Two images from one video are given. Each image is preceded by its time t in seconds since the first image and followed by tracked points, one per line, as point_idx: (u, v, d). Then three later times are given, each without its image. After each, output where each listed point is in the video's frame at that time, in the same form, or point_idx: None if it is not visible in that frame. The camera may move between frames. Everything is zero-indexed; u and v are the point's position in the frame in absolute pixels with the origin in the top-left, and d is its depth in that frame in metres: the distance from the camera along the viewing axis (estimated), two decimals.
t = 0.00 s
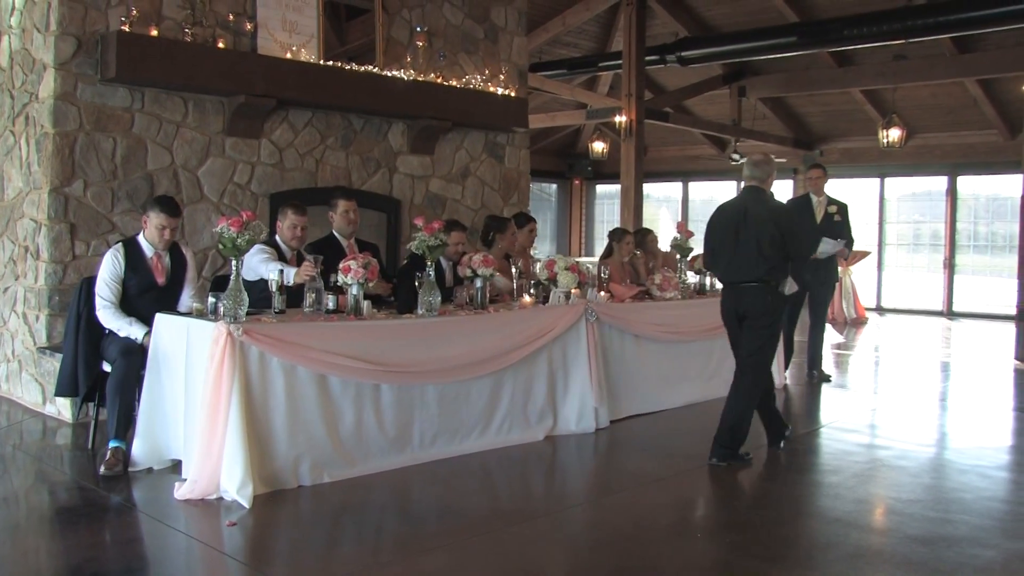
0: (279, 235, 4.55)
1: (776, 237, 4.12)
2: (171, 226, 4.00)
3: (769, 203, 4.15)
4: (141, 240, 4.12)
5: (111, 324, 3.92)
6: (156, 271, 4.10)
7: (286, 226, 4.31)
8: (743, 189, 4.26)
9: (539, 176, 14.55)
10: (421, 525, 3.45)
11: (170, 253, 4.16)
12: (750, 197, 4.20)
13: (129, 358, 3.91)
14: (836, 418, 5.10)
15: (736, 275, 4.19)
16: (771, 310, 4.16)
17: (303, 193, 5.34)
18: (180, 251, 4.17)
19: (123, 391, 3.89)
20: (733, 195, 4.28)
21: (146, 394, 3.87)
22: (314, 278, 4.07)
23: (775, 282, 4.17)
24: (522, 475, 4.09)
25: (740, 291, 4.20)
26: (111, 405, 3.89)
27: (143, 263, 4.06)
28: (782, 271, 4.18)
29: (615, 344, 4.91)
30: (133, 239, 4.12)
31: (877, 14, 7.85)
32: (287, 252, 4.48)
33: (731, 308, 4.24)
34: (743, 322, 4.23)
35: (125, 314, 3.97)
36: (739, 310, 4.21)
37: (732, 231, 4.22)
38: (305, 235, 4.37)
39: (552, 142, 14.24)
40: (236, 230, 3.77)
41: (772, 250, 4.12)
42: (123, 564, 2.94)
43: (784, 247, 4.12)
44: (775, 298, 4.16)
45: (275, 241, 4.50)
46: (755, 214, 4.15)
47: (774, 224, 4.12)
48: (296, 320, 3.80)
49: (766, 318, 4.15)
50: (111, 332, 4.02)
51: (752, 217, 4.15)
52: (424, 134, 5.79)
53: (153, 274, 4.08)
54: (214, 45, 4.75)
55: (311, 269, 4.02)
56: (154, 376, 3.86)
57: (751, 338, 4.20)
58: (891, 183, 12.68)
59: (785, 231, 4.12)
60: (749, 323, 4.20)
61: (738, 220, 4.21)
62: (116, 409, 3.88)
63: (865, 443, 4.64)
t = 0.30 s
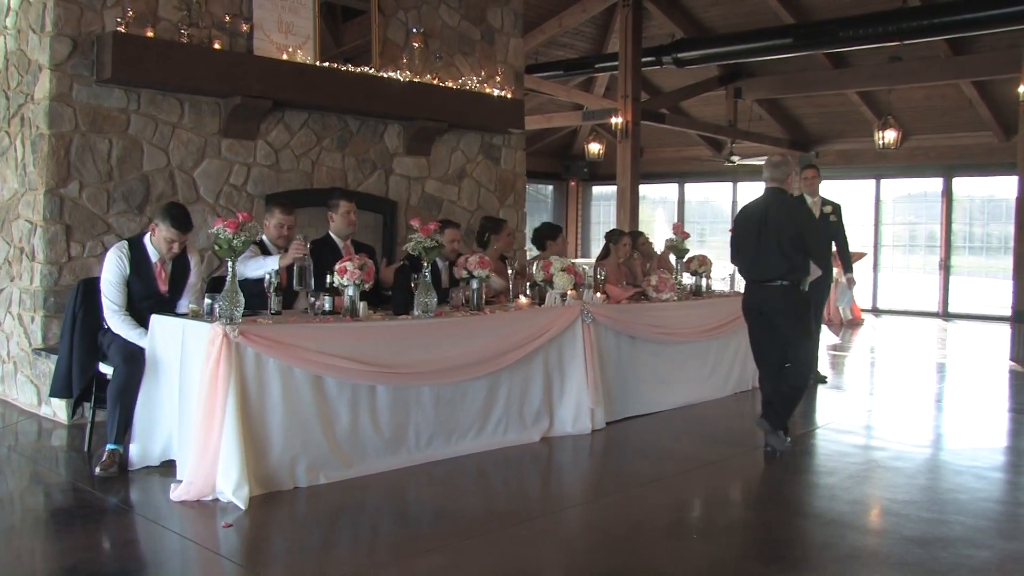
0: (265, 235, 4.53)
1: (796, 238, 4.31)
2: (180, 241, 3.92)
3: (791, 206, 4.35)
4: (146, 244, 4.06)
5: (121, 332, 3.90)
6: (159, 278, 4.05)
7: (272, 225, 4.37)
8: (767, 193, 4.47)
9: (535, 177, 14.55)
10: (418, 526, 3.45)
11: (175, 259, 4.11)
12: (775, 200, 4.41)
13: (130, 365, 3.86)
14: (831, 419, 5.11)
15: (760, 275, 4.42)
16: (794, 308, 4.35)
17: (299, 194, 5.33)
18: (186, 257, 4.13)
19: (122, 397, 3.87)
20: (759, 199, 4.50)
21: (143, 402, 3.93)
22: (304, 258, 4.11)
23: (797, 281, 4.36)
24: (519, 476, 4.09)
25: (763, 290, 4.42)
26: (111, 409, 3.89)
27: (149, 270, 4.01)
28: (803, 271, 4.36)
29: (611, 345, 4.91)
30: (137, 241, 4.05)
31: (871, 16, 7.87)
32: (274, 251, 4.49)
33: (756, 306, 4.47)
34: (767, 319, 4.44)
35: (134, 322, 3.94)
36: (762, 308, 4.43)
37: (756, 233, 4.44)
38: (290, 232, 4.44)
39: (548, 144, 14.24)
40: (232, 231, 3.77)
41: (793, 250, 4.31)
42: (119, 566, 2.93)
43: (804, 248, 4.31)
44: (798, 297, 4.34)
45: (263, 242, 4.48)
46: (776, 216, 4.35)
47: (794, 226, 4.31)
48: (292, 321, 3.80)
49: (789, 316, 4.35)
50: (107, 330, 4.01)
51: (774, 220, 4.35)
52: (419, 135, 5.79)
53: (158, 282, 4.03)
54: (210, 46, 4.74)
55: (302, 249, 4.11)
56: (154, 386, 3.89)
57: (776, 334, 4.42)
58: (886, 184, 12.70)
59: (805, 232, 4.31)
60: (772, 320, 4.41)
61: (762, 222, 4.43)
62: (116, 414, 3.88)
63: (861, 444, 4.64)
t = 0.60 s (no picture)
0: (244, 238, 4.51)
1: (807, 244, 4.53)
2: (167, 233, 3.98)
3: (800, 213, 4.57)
4: (133, 239, 4.07)
5: (101, 328, 3.88)
6: (146, 273, 4.06)
7: (252, 228, 4.37)
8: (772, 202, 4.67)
9: (521, 179, 14.56)
10: (404, 528, 3.45)
11: (161, 255, 4.13)
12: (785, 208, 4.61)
13: (115, 373, 3.81)
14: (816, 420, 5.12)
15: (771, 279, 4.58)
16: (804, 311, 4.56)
17: (284, 196, 5.32)
18: (172, 254, 4.16)
19: (106, 404, 3.81)
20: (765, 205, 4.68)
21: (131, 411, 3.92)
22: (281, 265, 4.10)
23: (807, 285, 4.57)
24: (505, 478, 4.09)
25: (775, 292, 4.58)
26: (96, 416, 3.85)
27: (135, 265, 4.02)
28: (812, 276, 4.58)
29: (598, 347, 4.91)
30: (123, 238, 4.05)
31: (855, 19, 7.90)
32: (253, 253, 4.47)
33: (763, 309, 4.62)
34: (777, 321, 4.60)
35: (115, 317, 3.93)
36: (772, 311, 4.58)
37: (767, 238, 4.60)
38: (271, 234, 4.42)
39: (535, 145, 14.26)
40: (217, 233, 3.75)
41: (805, 255, 4.54)
42: (103, 570, 2.92)
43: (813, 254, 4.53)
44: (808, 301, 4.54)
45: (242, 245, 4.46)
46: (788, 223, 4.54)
47: (805, 233, 4.54)
48: (278, 324, 3.79)
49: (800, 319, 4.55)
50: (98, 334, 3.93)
51: (786, 226, 4.54)
52: (405, 136, 5.78)
53: (143, 276, 4.04)
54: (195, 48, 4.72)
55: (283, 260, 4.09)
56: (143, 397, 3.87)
57: (787, 336, 4.58)
58: (872, 186, 12.75)
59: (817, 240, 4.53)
60: (781, 321, 4.57)
61: (772, 226, 4.59)
62: (100, 421, 3.84)
63: (846, 444, 4.66)
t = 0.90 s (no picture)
0: (229, 239, 4.50)
1: (808, 240, 4.78)
2: (151, 228, 3.93)
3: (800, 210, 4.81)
4: (117, 243, 4.06)
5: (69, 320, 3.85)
6: (131, 274, 4.02)
7: (238, 229, 4.35)
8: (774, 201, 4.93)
9: (507, 180, 14.55)
10: (391, 530, 3.44)
11: (147, 256, 4.10)
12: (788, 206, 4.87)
13: (105, 377, 3.81)
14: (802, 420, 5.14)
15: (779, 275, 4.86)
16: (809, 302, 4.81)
17: (270, 197, 5.31)
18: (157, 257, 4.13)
19: (94, 406, 3.79)
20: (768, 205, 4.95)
21: (118, 416, 3.85)
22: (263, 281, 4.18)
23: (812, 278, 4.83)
24: (492, 479, 4.09)
25: (784, 288, 4.86)
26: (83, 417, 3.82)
27: (118, 263, 4.00)
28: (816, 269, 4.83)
29: (584, 348, 4.92)
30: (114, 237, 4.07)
31: (840, 20, 7.93)
32: (238, 255, 4.48)
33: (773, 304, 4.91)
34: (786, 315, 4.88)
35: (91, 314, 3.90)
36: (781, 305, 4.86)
37: (771, 236, 4.88)
38: (255, 236, 4.42)
39: (520, 146, 14.26)
40: (202, 234, 3.74)
41: (810, 251, 4.79)
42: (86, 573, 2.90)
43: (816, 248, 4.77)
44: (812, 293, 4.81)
45: (225, 246, 4.46)
46: (789, 220, 4.81)
47: (805, 229, 4.78)
48: (263, 325, 3.77)
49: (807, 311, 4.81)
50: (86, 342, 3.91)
51: (787, 224, 4.81)
52: (391, 137, 5.77)
53: (126, 275, 4.00)
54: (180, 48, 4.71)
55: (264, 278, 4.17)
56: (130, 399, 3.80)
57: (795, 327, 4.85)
58: (856, 187, 12.80)
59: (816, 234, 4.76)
60: (792, 313, 4.85)
61: (776, 225, 4.87)
62: (86, 422, 3.80)
63: (831, 444, 4.68)
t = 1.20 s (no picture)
0: (217, 240, 4.49)
1: (806, 244, 4.86)
2: (137, 220, 3.90)
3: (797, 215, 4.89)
4: (102, 241, 4.02)
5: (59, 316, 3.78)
6: (119, 270, 4.00)
7: (227, 232, 4.35)
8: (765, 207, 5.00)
9: (494, 182, 14.57)
10: (379, 532, 3.43)
11: (133, 255, 4.08)
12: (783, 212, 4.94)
13: (95, 371, 3.73)
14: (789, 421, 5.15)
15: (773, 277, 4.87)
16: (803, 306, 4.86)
17: (257, 198, 5.29)
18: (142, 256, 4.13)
19: (89, 405, 3.73)
20: (760, 211, 5.01)
21: (113, 416, 3.83)
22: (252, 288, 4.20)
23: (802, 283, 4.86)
24: (479, 481, 4.09)
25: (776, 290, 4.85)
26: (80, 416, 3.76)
27: (105, 259, 3.96)
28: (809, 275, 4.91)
29: (571, 349, 4.92)
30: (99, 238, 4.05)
31: (826, 23, 7.96)
32: (226, 257, 4.47)
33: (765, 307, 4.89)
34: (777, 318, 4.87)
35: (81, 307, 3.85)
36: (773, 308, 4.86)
37: (767, 240, 4.91)
38: (244, 237, 4.41)
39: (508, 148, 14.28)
40: (190, 236, 3.73)
41: (804, 256, 4.87)
42: None
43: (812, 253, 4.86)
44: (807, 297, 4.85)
45: (213, 247, 4.45)
46: (788, 225, 4.88)
47: (802, 234, 4.87)
48: (250, 327, 3.77)
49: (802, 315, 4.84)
50: (72, 343, 3.86)
51: (787, 228, 4.87)
52: (379, 139, 5.77)
53: (113, 271, 3.97)
54: (167, 49, 4.69)
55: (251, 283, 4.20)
56: (123, 395, 3.79)
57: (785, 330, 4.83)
58: (843, 190, 12.86)
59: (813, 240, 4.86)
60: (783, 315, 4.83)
61: (772, 229, 4.91)
62: (85, 422, 3.73)
63: (818, 446, 4.69)
